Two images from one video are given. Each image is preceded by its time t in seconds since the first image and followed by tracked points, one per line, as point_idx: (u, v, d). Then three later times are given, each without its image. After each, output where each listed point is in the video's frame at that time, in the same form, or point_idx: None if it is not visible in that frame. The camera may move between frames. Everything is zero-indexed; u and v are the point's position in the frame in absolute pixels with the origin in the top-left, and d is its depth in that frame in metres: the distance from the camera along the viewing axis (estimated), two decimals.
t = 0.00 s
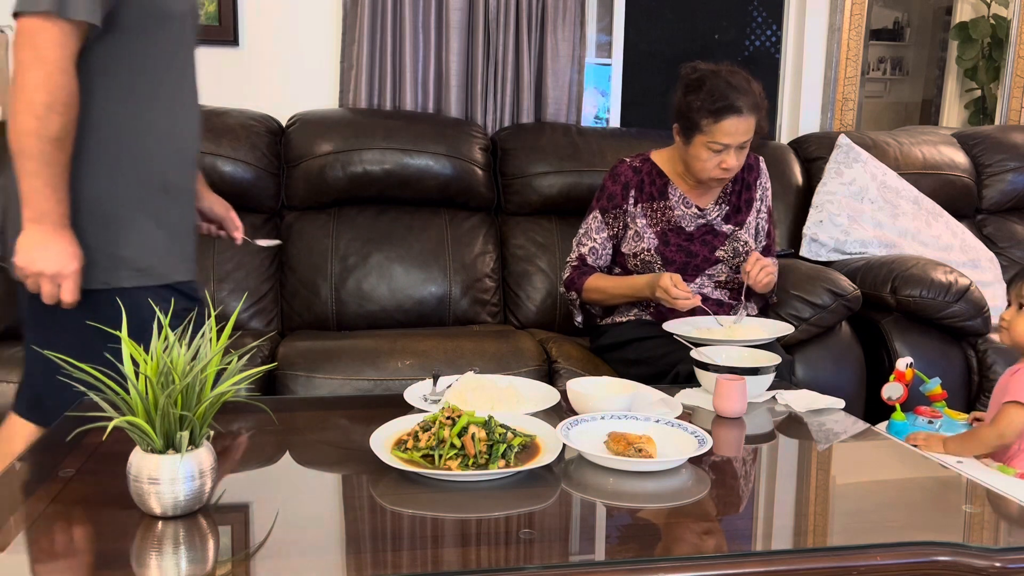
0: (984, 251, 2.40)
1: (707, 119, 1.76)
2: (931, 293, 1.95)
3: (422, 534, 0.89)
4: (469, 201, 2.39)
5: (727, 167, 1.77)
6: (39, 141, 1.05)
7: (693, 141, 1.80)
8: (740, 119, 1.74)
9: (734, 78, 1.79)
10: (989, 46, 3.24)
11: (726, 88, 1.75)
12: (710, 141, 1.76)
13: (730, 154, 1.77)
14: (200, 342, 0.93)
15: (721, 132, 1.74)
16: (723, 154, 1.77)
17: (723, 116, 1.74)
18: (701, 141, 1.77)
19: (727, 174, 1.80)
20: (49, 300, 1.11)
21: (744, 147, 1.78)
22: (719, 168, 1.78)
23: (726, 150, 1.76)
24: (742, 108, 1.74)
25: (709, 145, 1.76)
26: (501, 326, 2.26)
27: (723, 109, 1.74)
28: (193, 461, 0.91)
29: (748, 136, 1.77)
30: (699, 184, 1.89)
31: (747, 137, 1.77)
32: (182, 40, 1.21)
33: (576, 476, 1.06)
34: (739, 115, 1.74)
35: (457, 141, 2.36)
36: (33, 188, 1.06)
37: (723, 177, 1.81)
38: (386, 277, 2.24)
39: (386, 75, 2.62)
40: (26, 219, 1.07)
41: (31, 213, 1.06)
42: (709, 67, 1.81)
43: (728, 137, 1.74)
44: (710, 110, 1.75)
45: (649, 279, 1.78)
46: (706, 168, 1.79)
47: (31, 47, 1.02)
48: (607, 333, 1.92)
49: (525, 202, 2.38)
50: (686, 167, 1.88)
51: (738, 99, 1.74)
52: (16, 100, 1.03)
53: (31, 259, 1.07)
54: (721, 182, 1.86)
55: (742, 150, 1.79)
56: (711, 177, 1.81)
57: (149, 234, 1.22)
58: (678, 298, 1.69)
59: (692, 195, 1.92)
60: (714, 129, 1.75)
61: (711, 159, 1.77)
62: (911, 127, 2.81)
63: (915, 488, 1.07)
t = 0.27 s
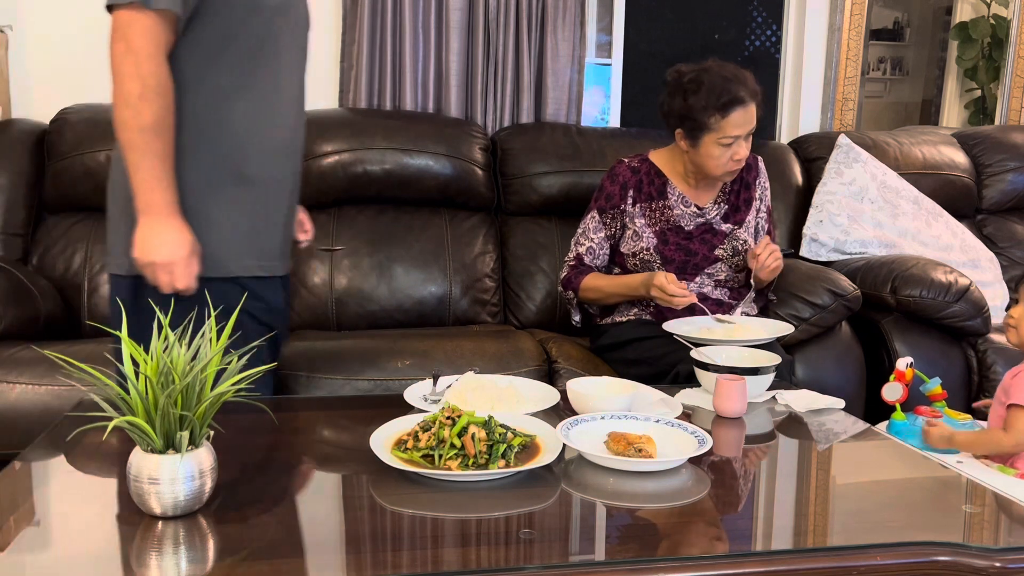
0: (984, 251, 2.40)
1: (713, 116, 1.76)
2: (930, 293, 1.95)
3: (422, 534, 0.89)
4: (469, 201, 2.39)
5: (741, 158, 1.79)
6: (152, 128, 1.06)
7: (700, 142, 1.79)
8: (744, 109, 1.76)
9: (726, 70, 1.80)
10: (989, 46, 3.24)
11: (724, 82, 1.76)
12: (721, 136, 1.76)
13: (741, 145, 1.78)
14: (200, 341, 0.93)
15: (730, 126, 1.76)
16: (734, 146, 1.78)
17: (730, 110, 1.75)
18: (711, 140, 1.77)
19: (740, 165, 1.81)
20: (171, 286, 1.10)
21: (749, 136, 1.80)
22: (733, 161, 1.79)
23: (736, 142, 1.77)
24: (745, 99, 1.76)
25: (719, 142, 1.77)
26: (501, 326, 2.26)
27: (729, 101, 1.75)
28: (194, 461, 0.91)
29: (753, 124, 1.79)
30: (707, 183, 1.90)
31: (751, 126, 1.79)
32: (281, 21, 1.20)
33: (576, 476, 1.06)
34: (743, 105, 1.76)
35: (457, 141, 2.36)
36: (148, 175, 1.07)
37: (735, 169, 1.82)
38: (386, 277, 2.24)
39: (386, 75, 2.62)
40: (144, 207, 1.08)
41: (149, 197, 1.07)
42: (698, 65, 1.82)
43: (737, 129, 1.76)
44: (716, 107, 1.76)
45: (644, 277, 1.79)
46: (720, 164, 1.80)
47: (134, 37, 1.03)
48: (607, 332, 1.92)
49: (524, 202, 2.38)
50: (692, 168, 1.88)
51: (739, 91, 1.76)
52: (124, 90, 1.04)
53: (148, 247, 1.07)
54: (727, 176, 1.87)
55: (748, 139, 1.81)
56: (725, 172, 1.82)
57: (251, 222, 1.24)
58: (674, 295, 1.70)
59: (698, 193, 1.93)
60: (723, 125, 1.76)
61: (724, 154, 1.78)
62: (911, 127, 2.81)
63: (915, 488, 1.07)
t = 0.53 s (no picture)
0: (984, 251, 2.40)
1: (709, 111, 1.77)
2: (931, 293, 1.95)
3: (422, 534, 0.89)
4: (468, 201, 2.39)
5: (740, 151, 1.78)
6: (219, 124, 1.10)
7: (698, 138, 1.79)
8: (739, 103, 1.77)
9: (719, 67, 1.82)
10: (989, 46, 3.24)
11: (718, 77, 1.78)
12: (719, 130, 1.76)
13: (739, 138, 1.78)
14: (200, 341, 0.93)
15: (726, 119, 1.76)
16: (733, 140, 1.77)
17: (725, 103, 1.76)
18: (709, 134, 1.77)
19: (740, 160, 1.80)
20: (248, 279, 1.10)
21: (748, 131, 1.80)
22: (733, 155, 1.78)
23: (735, 134, 1.77)
24: (739, 92, 1.77)
25: (718, 135, 1.76)
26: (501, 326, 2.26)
27: (724, 95, 1.76)
28: (193, 461, 0.90)
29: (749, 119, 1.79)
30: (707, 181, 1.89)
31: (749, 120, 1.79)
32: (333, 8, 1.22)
33: (576, 476, 1.06)
34: (737, 98, 1.77)
35: (457, 141, 2.36)
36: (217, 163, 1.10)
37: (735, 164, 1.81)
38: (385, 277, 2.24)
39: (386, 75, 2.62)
40: (219, 201, 1.10)
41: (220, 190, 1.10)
42: (692, 62, 1.83)
43: (734, 122, 1.76)
44: (711, 102, 1.77)
45: (640, 274, 1.77)
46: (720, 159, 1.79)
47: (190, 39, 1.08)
48: (607, 332, 1.91)
49: (524, 202, 2.38)
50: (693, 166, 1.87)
51: (734, 84, 1.77)
52: (188, 90, 1.09)
53: (227, 236, 1.08)
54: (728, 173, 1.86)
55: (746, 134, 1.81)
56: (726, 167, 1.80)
57: (326, 206, 1.29)
58: (668, 291, 1.68)
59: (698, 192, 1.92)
60: (719, 118, 1.76)
61: (723, 148, 1.77)
62: (912, 127, 2.80)
63: (916, 488, 1.07)
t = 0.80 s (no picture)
0: (983, 251, 2.41)
1: (698, 120, 1.77)
2: (931, 293, 1.95)
3: (422, 534, 0.89)
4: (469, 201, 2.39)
5: (720, 166, 1.78)
6: (265, 131, 1.19)
7: (687, 141, 1.81)
8: (730, 118, 1.75)
9: (725, 76, 1.79)
10: (989, 46, 3.24)
11: (715, 87, 1.76)
12: (702, 140, 1.77)
13: (723, 153, 1.78)
14: (200, 342, 0.93)
15: (712, 132, 1.75)
16: (716, 153, 1.78)
17: (713, 116, 1.75)
18: (694, 142, 1.79)
19: (722, 173, 1.81)
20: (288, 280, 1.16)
21: (736, 146, 1.78)
22: (713, 167, 1.79)
23: (717, 149, 1.77)
24: (731, 107, 1.75)
25: (701, 145, 1.78)
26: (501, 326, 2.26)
27: (713, 108, 1.75)
28: (193, 461, 0.90)
29: (741, 135, 1.77)
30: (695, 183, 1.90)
31: (739, 135, 1.77)
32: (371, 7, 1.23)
33: (576, 476, 1.06)
34: (729, 114, 1.75)
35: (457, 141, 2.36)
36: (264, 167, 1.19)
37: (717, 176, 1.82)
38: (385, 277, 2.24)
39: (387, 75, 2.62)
40: (266, 206, 1.18)
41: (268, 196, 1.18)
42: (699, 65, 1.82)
43: (719, 136, 1.75)
44: (700, 111, 1.76)
45: (638, 275, 1.78)
46: (700, 168, 1.81)
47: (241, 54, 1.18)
48: (608, 333, 1.91)
49: (524, 202, 2.38)
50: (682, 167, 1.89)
51: (728, 97, 1.75)
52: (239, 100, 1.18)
53: (272, 237, 1.15)
54: (716, 180, 1.87)
55: (737, 148, 1.79)
56: (706, 176, 1.82)
57: (381, 200, 1.33)
58: (666, 292, 1.68)
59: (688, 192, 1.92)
60: (704, 129, 1.76)
61: (704, 158, 1.79)
62: (911, 127, 2.80)
63: (916, 488, 1.07)
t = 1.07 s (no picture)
0: (983, 250, 2.41)
1: (693, 122, 1.77)
2: (931, 293, 1.95)
3: (422, 534, 0.89)
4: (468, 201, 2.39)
5: (712, 169, 1.78)
6: (312, 172, 1.66)
7: (683, 141, 1.81)
8: (726, 124, 1.74)
9: (727, 81, 1.79)
10: (989, 46, 3.24)
11: (715, 91, 1.76)
12: (696, 143, 1.77)
13: (716, 157, 1.77)
14: (200, 342, 0.93)
15: (707, 136, 1.75)
16: (709, 157, 1.77)
17: (709, 120, 1.74)
18: (689, 142, 1.78)
19: (714, 176, 1.80)
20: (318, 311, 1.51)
21: (731, 152, 1.78)
22: (705, 170, 1.79)
23: (710, 153, 1.77)
24: (728, 113, 1.74)
25: (694, 147, 1.78)
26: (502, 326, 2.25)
27: (709, 113, 1.74)
28: (193, 461, 0.90)
29: (736, 141, 1.76)
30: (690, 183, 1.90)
31: (734, 141, 1.77)
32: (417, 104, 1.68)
33: (576, 476, 1.06)
34: (725, 119, 1.74)
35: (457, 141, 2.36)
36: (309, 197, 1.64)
37: (710, 178, 1.82)
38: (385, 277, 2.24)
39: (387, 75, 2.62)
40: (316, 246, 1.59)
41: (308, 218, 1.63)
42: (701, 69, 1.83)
43: (714, 141, 1.75)
44: (697, 113, 1.76)
45: (636, 272, 1.78)
46: (693, 168, 1.81)
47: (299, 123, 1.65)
48: (607, 333, 1.91)
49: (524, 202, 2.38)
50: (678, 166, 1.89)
51: (725, 103, 1.75)
52: (291, 142, 1.65)
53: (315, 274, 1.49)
54: (710, 182, 1.87)
55: (732, 153, 1.78)
56: (698, 177, 1.82)
57: (419, 231, 1.80)
58: (664, 288, 1.69)
59: (684, 190, 1.92)
60: (699, 131, 1.76)
61: (697, 160, 1.78)
62: (911, 127, 2.80)
63: (916, 488, 1.07)
